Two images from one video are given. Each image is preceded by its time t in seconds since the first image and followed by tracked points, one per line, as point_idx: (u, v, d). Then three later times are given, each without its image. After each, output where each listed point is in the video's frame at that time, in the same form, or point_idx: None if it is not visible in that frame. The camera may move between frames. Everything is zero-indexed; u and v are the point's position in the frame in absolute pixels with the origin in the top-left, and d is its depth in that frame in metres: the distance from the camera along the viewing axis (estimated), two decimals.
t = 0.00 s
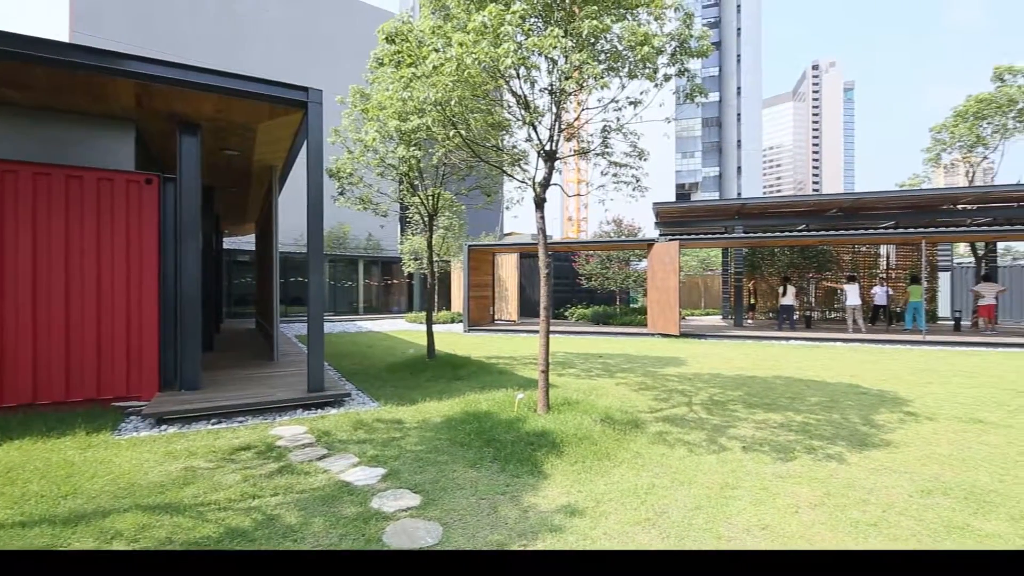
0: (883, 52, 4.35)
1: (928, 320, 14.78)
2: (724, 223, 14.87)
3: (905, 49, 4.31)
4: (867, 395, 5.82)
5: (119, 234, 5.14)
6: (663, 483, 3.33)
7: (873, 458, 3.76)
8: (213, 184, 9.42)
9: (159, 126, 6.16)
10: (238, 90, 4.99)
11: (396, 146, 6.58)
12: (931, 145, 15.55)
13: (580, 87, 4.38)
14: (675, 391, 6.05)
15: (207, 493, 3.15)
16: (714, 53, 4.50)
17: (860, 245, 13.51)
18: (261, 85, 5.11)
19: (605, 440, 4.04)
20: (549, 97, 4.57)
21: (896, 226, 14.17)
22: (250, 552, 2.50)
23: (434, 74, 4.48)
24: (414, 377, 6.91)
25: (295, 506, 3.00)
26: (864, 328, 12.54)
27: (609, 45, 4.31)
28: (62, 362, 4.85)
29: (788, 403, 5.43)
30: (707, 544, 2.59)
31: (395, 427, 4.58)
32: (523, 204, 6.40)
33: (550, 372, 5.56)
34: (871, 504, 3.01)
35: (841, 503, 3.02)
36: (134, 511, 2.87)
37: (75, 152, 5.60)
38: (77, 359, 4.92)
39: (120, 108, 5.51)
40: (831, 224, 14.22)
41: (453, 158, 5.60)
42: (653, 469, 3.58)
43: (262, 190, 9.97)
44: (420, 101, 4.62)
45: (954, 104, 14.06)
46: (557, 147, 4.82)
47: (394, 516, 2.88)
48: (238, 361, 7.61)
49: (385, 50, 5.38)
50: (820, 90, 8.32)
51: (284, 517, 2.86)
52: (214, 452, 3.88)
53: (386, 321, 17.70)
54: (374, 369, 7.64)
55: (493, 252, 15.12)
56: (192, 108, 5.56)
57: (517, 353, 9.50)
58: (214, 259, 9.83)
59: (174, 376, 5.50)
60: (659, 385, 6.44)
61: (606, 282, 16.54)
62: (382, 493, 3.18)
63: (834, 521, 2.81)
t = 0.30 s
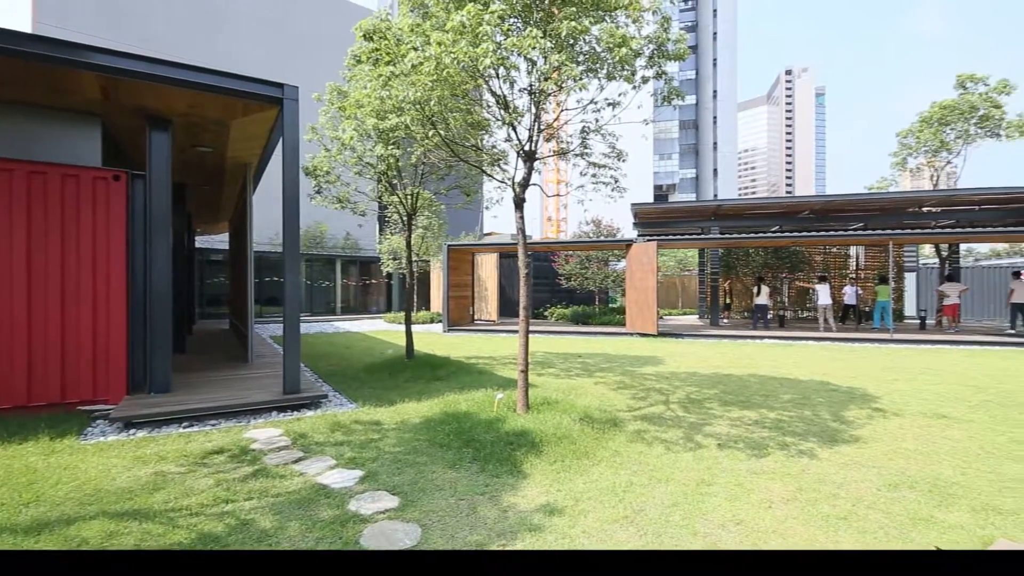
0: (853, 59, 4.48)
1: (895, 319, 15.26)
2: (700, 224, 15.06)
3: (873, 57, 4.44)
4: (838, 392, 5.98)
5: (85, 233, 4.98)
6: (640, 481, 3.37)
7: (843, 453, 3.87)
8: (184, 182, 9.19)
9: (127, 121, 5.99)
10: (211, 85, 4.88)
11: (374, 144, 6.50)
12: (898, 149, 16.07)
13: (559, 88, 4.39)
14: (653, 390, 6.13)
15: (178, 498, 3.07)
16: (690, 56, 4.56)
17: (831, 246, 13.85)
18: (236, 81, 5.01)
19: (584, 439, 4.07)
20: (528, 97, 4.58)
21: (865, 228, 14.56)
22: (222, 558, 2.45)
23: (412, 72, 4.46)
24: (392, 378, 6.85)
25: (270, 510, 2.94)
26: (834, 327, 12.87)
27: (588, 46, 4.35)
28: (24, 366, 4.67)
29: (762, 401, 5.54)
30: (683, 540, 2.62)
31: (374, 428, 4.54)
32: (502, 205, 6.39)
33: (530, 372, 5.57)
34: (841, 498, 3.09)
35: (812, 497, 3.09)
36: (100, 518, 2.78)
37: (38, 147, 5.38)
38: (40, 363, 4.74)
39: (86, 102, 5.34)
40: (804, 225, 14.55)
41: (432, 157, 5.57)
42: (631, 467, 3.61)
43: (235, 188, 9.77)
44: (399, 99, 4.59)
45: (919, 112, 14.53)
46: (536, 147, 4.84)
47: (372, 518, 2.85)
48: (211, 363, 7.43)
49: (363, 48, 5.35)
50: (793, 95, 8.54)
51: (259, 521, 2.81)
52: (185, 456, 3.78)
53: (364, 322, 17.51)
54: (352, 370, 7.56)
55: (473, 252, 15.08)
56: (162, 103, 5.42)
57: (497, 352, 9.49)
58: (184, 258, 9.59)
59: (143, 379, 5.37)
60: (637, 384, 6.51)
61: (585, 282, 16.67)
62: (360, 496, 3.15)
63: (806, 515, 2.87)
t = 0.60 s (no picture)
0: (826, 62, 4.58)
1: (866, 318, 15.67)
2: (679, 224, 15.35)
3: (845, 63, 4.56)
4: (812, 389, 6.12)
5: (52, 230, 4.82)
6: (621, 479, 3.39)
7: (817, 449, 3.95)
8: (158, 179, 8.98)
9: (97, 116, 5.82)
10: (186, 81, 4.77)
11: (354, 143, 6.43)
12: (870, 152, 16.50)
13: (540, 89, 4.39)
14: (633, 389, 6.18)
15: (151, 504, 2.99)
16: (670, 59, 4.62)
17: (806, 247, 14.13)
18: (210, 76, 4.89)
19: (565, 438, 4.08)
20: (509, 97, 4.58)
21: (838, 229, 14.89)
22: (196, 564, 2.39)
23: (393, 71, 4.44)
24: (372, 379, 6.78)
25: (246, 514, 2.89)
26: (809, 326, 13.15)
27: (569, 48, 4.36)
28: None
29: (739, 399, 5.63)
30: (662, 537, 2.65)
31: (353, 430, 4.49)
32: (483, 204, 6.37)
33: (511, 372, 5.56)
34: (814, 493, 3.16)
35: (787, 493, 3.15)
36: (68, 526, 2.70)
37: None
38: (4, 365, 4.57)
39: (53, 95, 5.17)
40: (779, 226, 14.81)
41: (413, 156, 5.53)
42: (611, 466, 3.64)
43: (211, 185, 9.58)
44: (379, 98, 4.54)
45: (890, 116, 15.08)
46: (517, 147, 4.84)
47: (351, 521, 2.82)
48: (184, 365, 7.26)
49: (342, 45, 5.21)
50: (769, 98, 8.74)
51: (235, 525, 2.75)
52: (158, 461, 3.69)
53: (344, 322, 17.33)
54: (332, 372, 7.46)
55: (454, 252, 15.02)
56: (134, 98, 5.28)
57: (478, 353, 9.48)
58: (158, 258, 9.36)
59: (114, 382, 5.23)
60: (617, 383, 6.56)
61: (566, 282, 16.75)
62: (339, 498, 3.11)
63: (782, 510, 2.92)
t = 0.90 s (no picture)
0: (800, 68, 4.70)
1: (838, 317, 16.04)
2: (658, 225, 15.50)
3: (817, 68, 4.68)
4: (787, 387, 6.24)
5: (15, 228, 4.63)
6: (600, 478, 3.41)
7: (791, 446, 4.03)
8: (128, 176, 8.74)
9: (64, 110, 5.63)
10: (158, 76, 4.65)
11: (332, 141, 6.35)
12: (842, 156, 16.91)
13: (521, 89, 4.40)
14: (613, 388, 6.23)
15: (120, 510, 2.91)
16: (648, 62, 4.67)
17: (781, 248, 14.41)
18: (183, 71, 4.77)
19: (545, 438, 4.09)
20: (490, 97, 4.57)
21: (812, 230, 15.23)
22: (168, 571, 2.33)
23: (371, 68, 4.40)
24: (351, 381, 6.70)
25: (221, 519, 2.83)
26: (784, 325, 13.41)
27: (550, 49, 4.37)
28: None
29: (717, 397, 5.72)
30: (641, 534, 2.68)
31: (331, 432, 4.43)
32: (464, 204, 6.35)
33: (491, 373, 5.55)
34: (788, 488, 3.23)
35: (763, 489, 3.21)
36: (32, 534, 2.60)
37: None
38: None
39: (16, 87, 4.99)
40: (755, 227, 15.07)
41: (392, 155, 5.47)
42: (591, 465, 3.65)
43: (184, 183, 9.36)
44: (357, 95, 4.50)
45: (860, 121, 15.49)
46: (498, 147, 4.83)
47: (329, 524, 2.78)
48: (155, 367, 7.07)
49: (319, 41, 5.18)
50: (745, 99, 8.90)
51: (209, 530, 2.70)
52: (128, 466, 3.59)
53: (322, 322, 17.10)
54: (309, 373, 7.34)
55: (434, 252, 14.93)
56: (103, 92, 5.12)
57: (459, 353, 9.44)
58: (128, 257, 9.11)
59: (82, 385, 5.08)
60: (597, 383, 6.60)
61: (547, 282, 16.81)
62: (317, 501, 3.06)
63: (756, 506, 2.98)
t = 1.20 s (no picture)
0: (778, 73, 4.79)
1: (816, 316, 16.35)
2: (640, 226, 15.46)
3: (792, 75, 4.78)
4: (766, 385, 6.34)
5: None
6: (583, 477, 3.43)
7: (770, 443, 4.10)
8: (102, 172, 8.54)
9: (33, 104, 5.47)
10: (134, 71, 4.54)
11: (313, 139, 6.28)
12: (819, 159, 17.25)
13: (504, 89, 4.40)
14: (596, 387, 6.27)
15: (94, 516, 2.84)
16: (631, 64, 4.69)
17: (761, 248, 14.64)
18: (159, 66, 4.67)
19: (529, 438, 4.10)
20: (473, 96, 4.56)
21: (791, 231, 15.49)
22: None
23: (354, 67, 4.36)
24: (333, 382, 6.62)
25: (199, 523, 2.78)
26: (763, 324, 13.63)
27: (534, 49, 4.38)
28: None
29: (698, 395, 5.79)
30: (624, 532, 2.69)
31: (312, 434, 4.38)
32: (448, 204, 6.33)
33: (474, 373, 5.54)
34: (767, 484, 3.28)
35: (742, 485, 3.26)
36: None
37: None
38: None
39: None
40: (736, 229, 15.24)
41: (375, 154, 5.43)
42: (574, 464, 3.67)
43: (160, 180, 9.17)
44: (340, 93, 4.45)
45: (836, 124, 15.79)
46: (482, 147, 4.82)
47: (310, 527, 2.74)
48: (130, 368, 6.91)
49: (301, 38, 5.24)
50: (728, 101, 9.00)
51: (186, 535, 2.64)
52: (101, 470, 3.50)
53: (303, 323, 16.90)
54: (290, 374, 7.24)
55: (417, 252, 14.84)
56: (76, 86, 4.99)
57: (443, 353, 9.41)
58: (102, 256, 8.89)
59: (53, 388, 4.96)
60: (580, 382, 6.62)
61: (531, 282, 16.85)
62: (298, 504, 3.02)
63: (736, 503, 3.02)
